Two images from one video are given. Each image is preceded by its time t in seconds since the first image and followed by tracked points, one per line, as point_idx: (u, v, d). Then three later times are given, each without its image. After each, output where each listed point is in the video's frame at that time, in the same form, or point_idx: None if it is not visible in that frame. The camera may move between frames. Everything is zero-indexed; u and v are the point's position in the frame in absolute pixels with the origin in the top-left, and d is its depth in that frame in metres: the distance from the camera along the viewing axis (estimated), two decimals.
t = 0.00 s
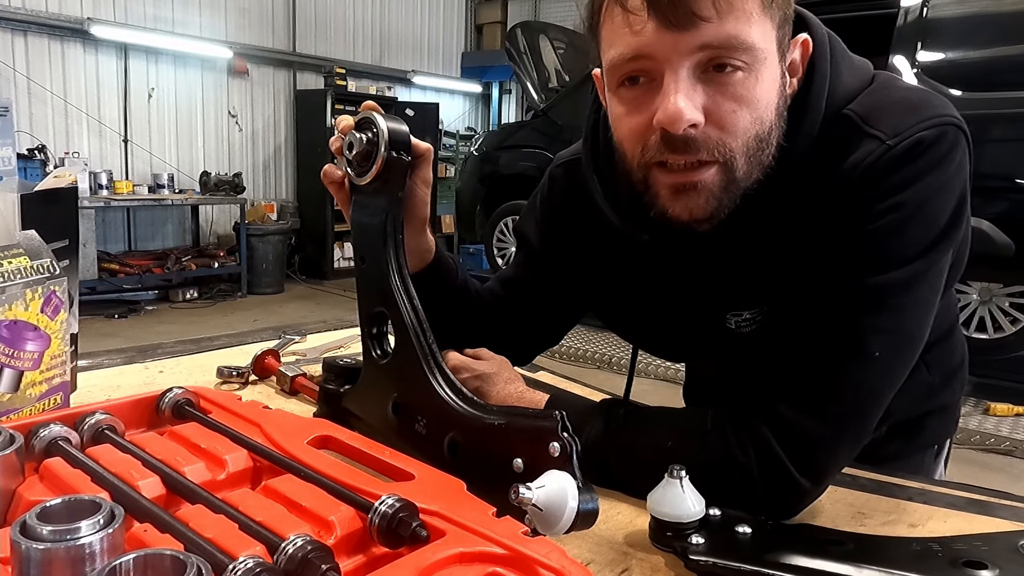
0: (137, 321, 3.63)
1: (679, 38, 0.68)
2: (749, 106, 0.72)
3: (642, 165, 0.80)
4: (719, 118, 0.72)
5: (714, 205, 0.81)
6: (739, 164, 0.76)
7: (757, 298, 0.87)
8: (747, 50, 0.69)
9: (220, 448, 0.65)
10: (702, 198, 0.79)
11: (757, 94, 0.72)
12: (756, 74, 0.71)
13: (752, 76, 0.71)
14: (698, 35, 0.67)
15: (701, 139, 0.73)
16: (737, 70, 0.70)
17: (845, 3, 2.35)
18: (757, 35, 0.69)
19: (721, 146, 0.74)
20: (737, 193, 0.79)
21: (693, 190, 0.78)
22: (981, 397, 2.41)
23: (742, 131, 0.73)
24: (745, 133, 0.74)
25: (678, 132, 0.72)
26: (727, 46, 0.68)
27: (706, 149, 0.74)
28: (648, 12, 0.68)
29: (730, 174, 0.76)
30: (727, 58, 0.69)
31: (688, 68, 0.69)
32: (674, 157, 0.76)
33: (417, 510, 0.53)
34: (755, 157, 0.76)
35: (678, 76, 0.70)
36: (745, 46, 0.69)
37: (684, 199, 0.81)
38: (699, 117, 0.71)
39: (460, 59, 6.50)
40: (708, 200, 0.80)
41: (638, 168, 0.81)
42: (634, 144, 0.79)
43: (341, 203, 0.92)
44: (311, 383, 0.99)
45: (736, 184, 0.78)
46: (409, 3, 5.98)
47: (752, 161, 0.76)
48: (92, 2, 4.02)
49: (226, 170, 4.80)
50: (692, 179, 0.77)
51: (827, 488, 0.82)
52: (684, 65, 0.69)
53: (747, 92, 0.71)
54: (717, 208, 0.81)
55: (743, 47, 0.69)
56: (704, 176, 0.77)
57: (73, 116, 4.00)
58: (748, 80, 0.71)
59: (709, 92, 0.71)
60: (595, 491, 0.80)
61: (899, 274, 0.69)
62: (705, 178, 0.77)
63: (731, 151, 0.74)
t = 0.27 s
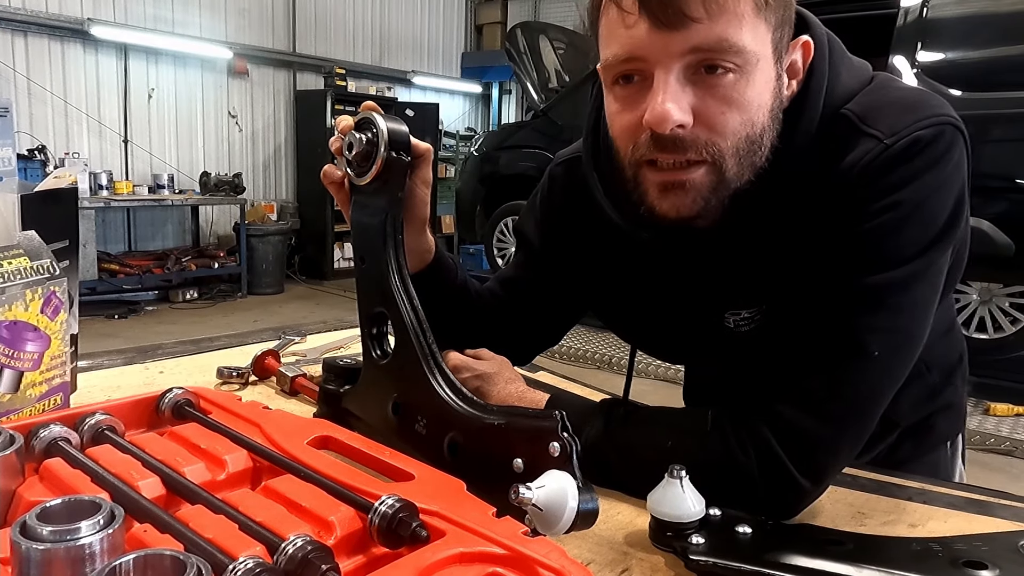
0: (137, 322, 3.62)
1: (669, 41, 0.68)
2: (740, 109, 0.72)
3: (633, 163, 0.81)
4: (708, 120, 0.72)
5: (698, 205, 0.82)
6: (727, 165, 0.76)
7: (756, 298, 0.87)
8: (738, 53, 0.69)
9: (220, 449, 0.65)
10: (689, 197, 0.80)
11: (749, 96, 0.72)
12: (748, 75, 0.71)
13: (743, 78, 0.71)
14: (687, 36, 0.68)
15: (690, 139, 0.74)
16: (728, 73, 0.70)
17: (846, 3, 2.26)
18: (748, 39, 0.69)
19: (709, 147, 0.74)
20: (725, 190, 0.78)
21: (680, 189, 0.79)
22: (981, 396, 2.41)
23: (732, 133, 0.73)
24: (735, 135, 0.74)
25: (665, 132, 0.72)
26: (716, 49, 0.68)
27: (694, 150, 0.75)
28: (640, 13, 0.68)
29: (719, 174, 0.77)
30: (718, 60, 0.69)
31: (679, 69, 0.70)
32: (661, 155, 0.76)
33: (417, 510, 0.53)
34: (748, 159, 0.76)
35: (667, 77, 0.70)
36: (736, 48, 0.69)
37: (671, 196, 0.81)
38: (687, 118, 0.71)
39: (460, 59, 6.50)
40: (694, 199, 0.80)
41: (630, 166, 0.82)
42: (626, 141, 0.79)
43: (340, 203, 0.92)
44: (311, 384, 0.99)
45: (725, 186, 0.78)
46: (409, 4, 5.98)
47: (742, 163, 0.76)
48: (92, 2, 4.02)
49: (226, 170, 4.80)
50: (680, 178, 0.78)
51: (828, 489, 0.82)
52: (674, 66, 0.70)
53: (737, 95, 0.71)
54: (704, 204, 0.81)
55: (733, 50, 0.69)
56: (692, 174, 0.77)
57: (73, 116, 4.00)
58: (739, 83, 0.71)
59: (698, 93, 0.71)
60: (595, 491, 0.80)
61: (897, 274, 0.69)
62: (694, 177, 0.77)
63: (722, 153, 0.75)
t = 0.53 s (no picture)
0: (137, 322, 3.62)
1: (672, 53, 0.67)
2: (742, 116, 0.72)
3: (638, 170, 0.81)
4: (713, 128, 0.72)
5: (702, 209, 0.82)
6: (731, 170, 0.76)
7: (757, 298, 0.87)
8: (740, 63, 0.68)
9: (220, 449, 0.65)
10: (693, 202, 0.80)
11: (752, 103, 0.72)
12: (750, 84, 0.70)
13: (747, 87, 0.70)
14: (690, 49, 0.67)
15: (694, 148, 0.73)
16: (731, 83, 0.69)
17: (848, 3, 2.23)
18: (751, 47, 0.69)
19: (713, 155, 0.74)
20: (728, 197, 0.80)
21: (685, 194, 0.79)
22: (981, 397, 2.41)
23: (734, 140, 0.73)
24: (737, 141, 0.73)
25: (671, 145, 0.72)
26: (720, 60, 0.68)
27: (698, 159, 0.75)
28: (642, 24, 0.67)
29: (722, 179, 0.77)
30: (721, 72, 0.68)
31: (684, 81, 0.69)
32: (667, 165, 0.76)
33: (417, 510, 0.53)
34: (749, 162, 0.76)
35: (672, 88, 0.69)
36: (739, 57, 0.68)
37: (676, 200, 0.81)
38: (692, 130, 0.71)
39: (460, 60, 6.50)
40: (698, 203, 0.81)
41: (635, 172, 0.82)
42: (631, 148, 0.79)
43: (340, 203, 0.92)
44: (311, 384, 0.99)
45: (729, 188, 0.78)
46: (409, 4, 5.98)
47: (745, 166, 0.76)
48: (92, 3, 4.02)
49: (226, 171, 4.80)
50: (685, 184, 0.78)
51: (827, 488, 0.82)
52: (678, 78, 0.68)
53: (740, 102, 0.71)
54: (707, 209, 0.82)
55: (736, 59, 0.68)
56: (697, 181, 0.77)
57: (73, 116, 4.00)
58: (743, 91, 0.70)
59: (702, 102, 0.70)
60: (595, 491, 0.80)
61: (897, 273, 0.69)
62: (697, 183, 0.78)
63: (723, 160, 0.74)
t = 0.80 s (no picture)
0: (136, 322, 3.62)
1: (662, 74, 0.66)
2: (736, 129, 0.71)
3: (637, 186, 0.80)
4: (706, 145, 0.71)
5: (705, 223, 0.81)
6: (727, 184, 0.75)
7: (758, 300, 0.87)
8: (730, 78, 0.67)
9: (220, 449, 0.65)
10: (693, 218, 0.80)
11: (745, 117, 0.71)
12: (743, 97, 0.69)
13: (739, 100, 0.69)
14: (680, 68, 0.66)
15: (688, 166, 0.73)
16: (724, 98, 0.68)
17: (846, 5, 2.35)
18: (742, 61, 0.67)
19: (707, 171, 0.74)
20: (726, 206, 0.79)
21: (684, 210, 0.79)
22: (982, 397, 2.41)
23: (729, 154, 0.72)
24: (732, 154, 0.73)
25: (666, 163, 0.72)
26: (710, 76, 0.67)
27: (692, 177, 0.74)
28: (630, 45, 0.66)
29: (719, 191, 0.76)
30: (712, 89, 0.67)
31: (675, 99, 0.68)
32: (665, 185, 0.76)
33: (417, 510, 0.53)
34: (746, 173, 0.76)
35: (663, 107, 0.68)
36: (730, 73, 0.67)
37: (677, 217, 0.81)
38: (686, 148, 0.70)
39: (460, 60, 6.50)
40: (699, 218, 0.80)
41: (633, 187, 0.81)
42: (627, 164, 0.79)
43: (340, 203, 0.92)
44: (311, 384, 0.99)
45: (724, 202, 0.78)
46: (409, 4, 5.98)
47: (741, 178, 0.76)
48: (92, 3, 4.02)
49: (226, 171, 4.80)
50: (682, 199, 0.77)
51: (828, 488, 0.82)
52: (670, 96, 0.68)
53: (732, 116, 0.70)
54: (705, 223, 0.81)
55: (727, 73, 0.67)
56: (693, 196, 0.77)
57: (73, 116, 4.00)
58: (736, 105, 0.69)
59: (694, 119, 0.70)
60: (595, 491, 0.80)
61: (897, 274, 0.69)
62: (694, 198, 0.77)
63: (718, 174, 0.74)
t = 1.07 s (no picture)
0: (136, 322, 3.62)
1: (660, 71, 0.66)
2: (735, 127, 0.71)
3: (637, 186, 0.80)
4: (706, 142, 0.71)
5: (703, 221, 0.81)
6: (727, 182, 0.75)
7: (757, 300, 0.87)
8: (729, 76, 0.67)
9: (220, 449, 0.65)
10: (691, 214, 0.80)
11: (744, 115, 0.71)
12: (742, 96, 0.69)
13: (738, 99, 0.69)
14: (679, 66, 0.66)
15: (688, 164, 0.73)
16: (723, 96, 0.68)
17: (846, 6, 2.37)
18: (740, 60, 0.67)
19: (709, 169, 0.73)
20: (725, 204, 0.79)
21: (682, 206, 0.79)
22: (982, 397, 2.41)
23: (729, 152, 0.72)
24: (732, 152, 0.73)
25: (666, 161, 0.71)
26: (709, 74, 0.67)
27: (692, 176, 0.74)
28: (628, 43, 0.66)
29: (719, 189, 0.76)
30: (710, 88, 0.67)
31: (674, 97, 0.68)
32: (665, 183, 0.75)
33: (417, 510, 0.53)
34: (747, 172, 0.76)
35: (662, 105, 0.68)
36: (728, 69, 0.67)
37: (675, 213, 0.80)
38: (686, 146, 0.70)
39: (460, 60, 6.50)
40: (698, 216, 0.80)
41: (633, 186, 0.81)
42: (627, 164, 0.79)
43: (340, 203, 0.92)
44: (311, 384, 0.99)
45: (725, 200, 0.78)
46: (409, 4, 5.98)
47: (742, 177, 0.76)
48: (92, 3, 4.02)
49: (226, 171, 4.80)
50: (680, 196, 0.77)
51: (827, 488, 0.82)
52: (669, 94, 0.68)
53: (731, 114, 0.70)
54: (706, 221, 0.81)
55: (726, 71, 0.67)
56: (690, 193, 0.77)
57: (73, 117, 4.00)
58: (735, 103, 0.69)
59: (693, 118, 0.70)
60: (595, 491, 0.80)
61: (896, 273, 0.69)
62: (692, 195, 0.77)
63: (719, 172, 0.74)
